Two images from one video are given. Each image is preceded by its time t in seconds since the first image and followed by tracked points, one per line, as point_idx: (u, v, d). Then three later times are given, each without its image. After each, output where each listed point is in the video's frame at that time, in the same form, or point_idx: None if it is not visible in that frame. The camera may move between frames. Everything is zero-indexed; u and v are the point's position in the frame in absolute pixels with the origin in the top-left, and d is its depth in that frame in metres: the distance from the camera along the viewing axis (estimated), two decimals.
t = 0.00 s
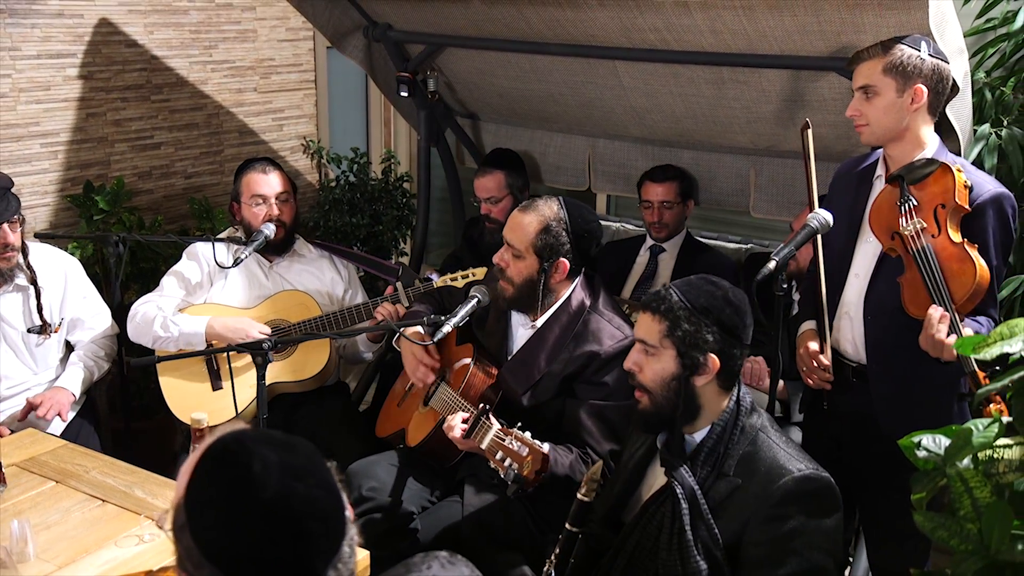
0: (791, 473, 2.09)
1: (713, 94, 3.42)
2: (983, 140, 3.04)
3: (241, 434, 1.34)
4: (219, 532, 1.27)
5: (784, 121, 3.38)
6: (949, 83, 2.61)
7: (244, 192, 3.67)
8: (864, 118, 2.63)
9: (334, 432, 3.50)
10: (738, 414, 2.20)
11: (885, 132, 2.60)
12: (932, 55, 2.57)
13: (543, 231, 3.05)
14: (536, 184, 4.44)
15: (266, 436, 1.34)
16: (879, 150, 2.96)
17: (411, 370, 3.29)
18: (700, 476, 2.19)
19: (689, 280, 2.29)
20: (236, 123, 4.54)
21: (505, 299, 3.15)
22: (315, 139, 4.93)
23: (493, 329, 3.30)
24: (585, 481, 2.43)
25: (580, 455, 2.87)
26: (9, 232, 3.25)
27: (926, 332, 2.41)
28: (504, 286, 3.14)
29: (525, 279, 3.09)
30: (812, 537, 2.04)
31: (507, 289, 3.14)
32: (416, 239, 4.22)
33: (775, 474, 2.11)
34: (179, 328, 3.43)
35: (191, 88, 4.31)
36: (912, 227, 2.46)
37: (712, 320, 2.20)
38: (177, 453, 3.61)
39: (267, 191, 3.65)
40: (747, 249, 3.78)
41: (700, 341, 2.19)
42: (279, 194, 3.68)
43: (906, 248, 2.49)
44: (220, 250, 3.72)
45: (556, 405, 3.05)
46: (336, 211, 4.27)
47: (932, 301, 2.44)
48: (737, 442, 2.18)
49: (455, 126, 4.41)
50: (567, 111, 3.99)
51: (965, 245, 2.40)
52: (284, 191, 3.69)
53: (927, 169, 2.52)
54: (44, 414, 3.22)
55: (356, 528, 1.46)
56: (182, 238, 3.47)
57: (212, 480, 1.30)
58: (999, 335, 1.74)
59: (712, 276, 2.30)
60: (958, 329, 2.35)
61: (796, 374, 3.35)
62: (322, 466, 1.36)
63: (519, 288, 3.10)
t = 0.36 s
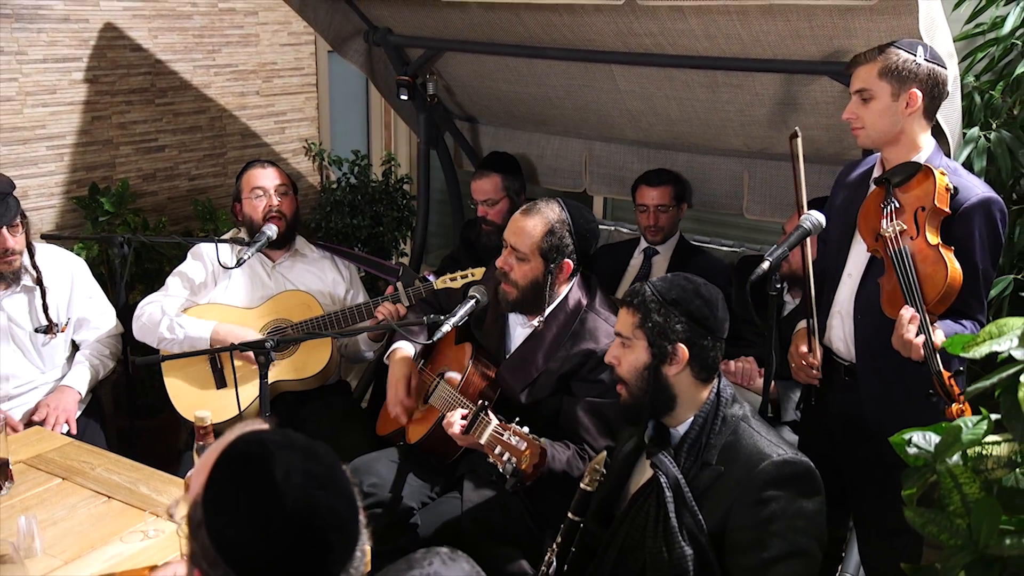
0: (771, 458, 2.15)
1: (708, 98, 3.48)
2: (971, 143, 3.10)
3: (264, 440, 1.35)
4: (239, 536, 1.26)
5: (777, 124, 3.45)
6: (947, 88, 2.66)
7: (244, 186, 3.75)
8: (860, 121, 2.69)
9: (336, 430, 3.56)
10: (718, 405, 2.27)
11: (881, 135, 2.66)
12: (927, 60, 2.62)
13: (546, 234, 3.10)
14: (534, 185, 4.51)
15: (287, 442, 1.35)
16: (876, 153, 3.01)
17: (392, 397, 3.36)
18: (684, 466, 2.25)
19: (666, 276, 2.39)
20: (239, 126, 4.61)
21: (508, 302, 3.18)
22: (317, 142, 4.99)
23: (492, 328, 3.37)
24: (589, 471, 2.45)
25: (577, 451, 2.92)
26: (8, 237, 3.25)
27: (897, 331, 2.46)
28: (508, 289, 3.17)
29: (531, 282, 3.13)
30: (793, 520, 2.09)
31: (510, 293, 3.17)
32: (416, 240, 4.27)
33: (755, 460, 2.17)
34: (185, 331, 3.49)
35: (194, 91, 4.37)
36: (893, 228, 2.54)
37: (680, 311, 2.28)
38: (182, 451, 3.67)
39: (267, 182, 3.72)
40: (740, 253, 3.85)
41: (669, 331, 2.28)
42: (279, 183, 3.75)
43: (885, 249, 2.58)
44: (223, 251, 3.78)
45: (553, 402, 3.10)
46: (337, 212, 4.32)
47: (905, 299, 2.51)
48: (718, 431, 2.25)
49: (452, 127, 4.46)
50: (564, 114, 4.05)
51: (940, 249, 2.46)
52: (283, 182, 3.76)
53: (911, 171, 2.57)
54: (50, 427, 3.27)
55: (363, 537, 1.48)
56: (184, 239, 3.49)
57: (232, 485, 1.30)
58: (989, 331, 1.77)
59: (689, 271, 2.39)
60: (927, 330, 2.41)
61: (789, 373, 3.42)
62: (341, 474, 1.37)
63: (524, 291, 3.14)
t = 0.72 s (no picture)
0: (773, 460, 2.20)
1: (703, 101, 3.53)
2: (961, 145, 3.15)
3: (265, 428, 1.39)
4: (247, 527, 1.32)
5: (770, 126, 3.50)
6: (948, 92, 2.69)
7: (246, 193, 3.79)
8: (864, 126, 2.72)
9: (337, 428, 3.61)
10: (722, 405, 2.30)
11: (883, 140, 2.69)
12: (930, 64, 2.65)
13: (546, 234, 3.15)
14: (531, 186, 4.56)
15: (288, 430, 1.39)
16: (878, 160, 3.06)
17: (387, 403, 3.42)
18: (686, 466, 2.29)
19: (689, 276, 2.39)
20: (241, 128, 4.66)
21: (506, 301, 3.22)
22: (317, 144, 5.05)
23: (490, 327, 3.39)
24: (575, 470, 2.39)
25: (574, 447, 2.99)
26: (15, 238, 3.30)
27: (891, 332, 2.52)
28: (507, 287, 3.20)
29: (530, 280, 3.16)
30: (792, 520, 2.16)
31: (509, 291, 3.20)
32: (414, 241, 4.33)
33: (757, 462, 2.21)
34: (189, 336, 3.54)
35: (197, 94, 4.42)
36: (891, 231, 2.59)
37: (705, 316, 2.29)
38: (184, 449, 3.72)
39: (268, 193, 3.76)
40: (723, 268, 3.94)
41: (690, 336, 2.29)
42: (280, 194, 3.79)
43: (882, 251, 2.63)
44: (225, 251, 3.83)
45: (551, 399, 3.16)
46: (338, 213, 4.38)
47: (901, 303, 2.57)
48: (721, 431, 2.28)
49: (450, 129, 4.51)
50: (561, 116, 4.11)
51: (936, 252, 2.51)
52: (284, 192, 3.80)
53: (911, 175, 2.62)
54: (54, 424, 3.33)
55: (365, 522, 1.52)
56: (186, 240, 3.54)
57: (237, 478, 1.35)
58: (978, 332, 1.80)
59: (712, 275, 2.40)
60: (920, 332, 2.46)
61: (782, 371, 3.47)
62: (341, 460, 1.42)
63: (522, 290, 3.17)
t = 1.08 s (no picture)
0: (788, 473, 2.17)
1: (701, 99, 3.53)
2: (960, 143, 3.15)
3: (272, 432, 1.39)
4: (254, 530, 1.32)
5: (768, 124, 3.51)
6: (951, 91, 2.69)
7: (244, 188, 3.79)
8: (867, 129, 2.72)
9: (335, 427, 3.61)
10: (739, 413, 2.27)
11: (888, 142, 2.70)
12: (933, 64, 2.65)
13: (545, 232, 3.15)
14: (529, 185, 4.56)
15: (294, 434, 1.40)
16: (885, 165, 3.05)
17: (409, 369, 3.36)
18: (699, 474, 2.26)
19: (723, 286, 2.33)
20: (239, 127, 4.66)
21: (504, 299, 3.21)
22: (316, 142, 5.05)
23: (489, 326, 3.39)
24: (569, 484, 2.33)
25: (573, 444, 2.98)
26: (12, 233, 3.30)
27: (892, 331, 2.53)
28: (504, 285, 3.20)
29: (528, 278, 3.16)
30: (805, 534, 2.13)
31: (507, 289, 3.20)
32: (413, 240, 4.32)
33: (772, 474, 2.18)
34: (185, 328, 3.54)
35: (195, 92, 4.42)
36: (891, 232, 2.61)
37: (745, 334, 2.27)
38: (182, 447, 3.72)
39: (266, 187, 3.76)
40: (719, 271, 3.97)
41: (729, 354, 2.26)
42: (277, 188, 3.79)
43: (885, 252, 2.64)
44: (224, 249, 3.83)
45: (549, 397, 3.15)
46: (337, 212, 4.37)
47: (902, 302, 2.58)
48: (736, 439, 2.25)
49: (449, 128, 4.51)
50: (559, 115, 4.11)
51: (935, 250, 2.51)
52: (282, 188, 3.80)
53: (912, 175, 2.65)
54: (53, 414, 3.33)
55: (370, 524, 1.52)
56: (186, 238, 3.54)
57: (244, 480, 1.34)
58: (977, 331, 1.80)
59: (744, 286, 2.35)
60: (920, 331, 2.47)
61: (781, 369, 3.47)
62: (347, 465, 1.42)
63: (520, 287, 3.17)
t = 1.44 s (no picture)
0: (791, 477, 2.17)
1: (701, 98, 3.54)
2: (959, 142, 3.16)
3: (270, 428, 1.39)
4: (251, 525, 1.31)
5: (767, 123, 3.51)
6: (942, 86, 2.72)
7: (245, 184, 3.79)
8: (867, 119, 2.67)
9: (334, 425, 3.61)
10: (742, 416, 2.27)
11: (889, 131, 2.64)
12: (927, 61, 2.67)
13: (543, 231, 3.15)
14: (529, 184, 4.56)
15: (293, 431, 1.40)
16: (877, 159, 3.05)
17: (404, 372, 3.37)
18: (701, 478, 2.26)
19: (703, 288, 2.33)
20: (238, 126, 4.66)
21: (504, 298, 3.21)
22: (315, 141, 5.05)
23: (488, 325, 3.38)
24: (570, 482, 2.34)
25: (572, 444, 2.97)
26: None
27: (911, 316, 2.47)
28: (503, 284, 3.19)
29: (528, 277, 3.17)
30: (807, 539, 2.13)
31: (506, 288, 3.20)
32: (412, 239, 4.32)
33: (775, 478, 2.18)
34: (183, 322, 3.55)
35: (194, 91, 4.42)
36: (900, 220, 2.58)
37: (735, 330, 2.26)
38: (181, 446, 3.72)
39: (267, 180, 3.76)
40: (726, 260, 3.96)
41: (725, 353, 2.25)
42: (278, 182, 3.80)
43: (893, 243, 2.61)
44: (223, 248, 3.83)
45: (549, 397, 3.15)
46: (336, 211, 4.37)
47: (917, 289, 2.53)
48: (738, 442, 2.25)
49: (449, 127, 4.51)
50: (559, 114, 4.11)
51: (949, 235, 2.49)
52: (283, 181, 3.81)
53: (915, 166, 2.62)
54: (54, 415, 3.32)
55: (366, 524, 1.51)
56: (183, 237, 3.52)
57: (239, 472, 1.34)
58: (976, 330, 1.80)
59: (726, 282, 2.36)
60: (942, 312, 2.41)
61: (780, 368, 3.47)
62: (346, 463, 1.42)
63: (519, 286, 3.17)
